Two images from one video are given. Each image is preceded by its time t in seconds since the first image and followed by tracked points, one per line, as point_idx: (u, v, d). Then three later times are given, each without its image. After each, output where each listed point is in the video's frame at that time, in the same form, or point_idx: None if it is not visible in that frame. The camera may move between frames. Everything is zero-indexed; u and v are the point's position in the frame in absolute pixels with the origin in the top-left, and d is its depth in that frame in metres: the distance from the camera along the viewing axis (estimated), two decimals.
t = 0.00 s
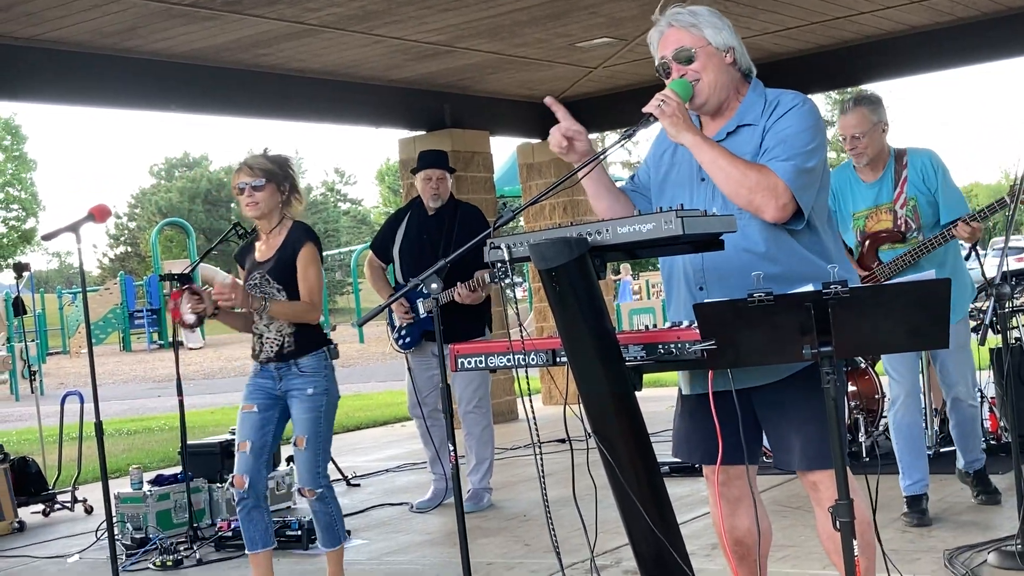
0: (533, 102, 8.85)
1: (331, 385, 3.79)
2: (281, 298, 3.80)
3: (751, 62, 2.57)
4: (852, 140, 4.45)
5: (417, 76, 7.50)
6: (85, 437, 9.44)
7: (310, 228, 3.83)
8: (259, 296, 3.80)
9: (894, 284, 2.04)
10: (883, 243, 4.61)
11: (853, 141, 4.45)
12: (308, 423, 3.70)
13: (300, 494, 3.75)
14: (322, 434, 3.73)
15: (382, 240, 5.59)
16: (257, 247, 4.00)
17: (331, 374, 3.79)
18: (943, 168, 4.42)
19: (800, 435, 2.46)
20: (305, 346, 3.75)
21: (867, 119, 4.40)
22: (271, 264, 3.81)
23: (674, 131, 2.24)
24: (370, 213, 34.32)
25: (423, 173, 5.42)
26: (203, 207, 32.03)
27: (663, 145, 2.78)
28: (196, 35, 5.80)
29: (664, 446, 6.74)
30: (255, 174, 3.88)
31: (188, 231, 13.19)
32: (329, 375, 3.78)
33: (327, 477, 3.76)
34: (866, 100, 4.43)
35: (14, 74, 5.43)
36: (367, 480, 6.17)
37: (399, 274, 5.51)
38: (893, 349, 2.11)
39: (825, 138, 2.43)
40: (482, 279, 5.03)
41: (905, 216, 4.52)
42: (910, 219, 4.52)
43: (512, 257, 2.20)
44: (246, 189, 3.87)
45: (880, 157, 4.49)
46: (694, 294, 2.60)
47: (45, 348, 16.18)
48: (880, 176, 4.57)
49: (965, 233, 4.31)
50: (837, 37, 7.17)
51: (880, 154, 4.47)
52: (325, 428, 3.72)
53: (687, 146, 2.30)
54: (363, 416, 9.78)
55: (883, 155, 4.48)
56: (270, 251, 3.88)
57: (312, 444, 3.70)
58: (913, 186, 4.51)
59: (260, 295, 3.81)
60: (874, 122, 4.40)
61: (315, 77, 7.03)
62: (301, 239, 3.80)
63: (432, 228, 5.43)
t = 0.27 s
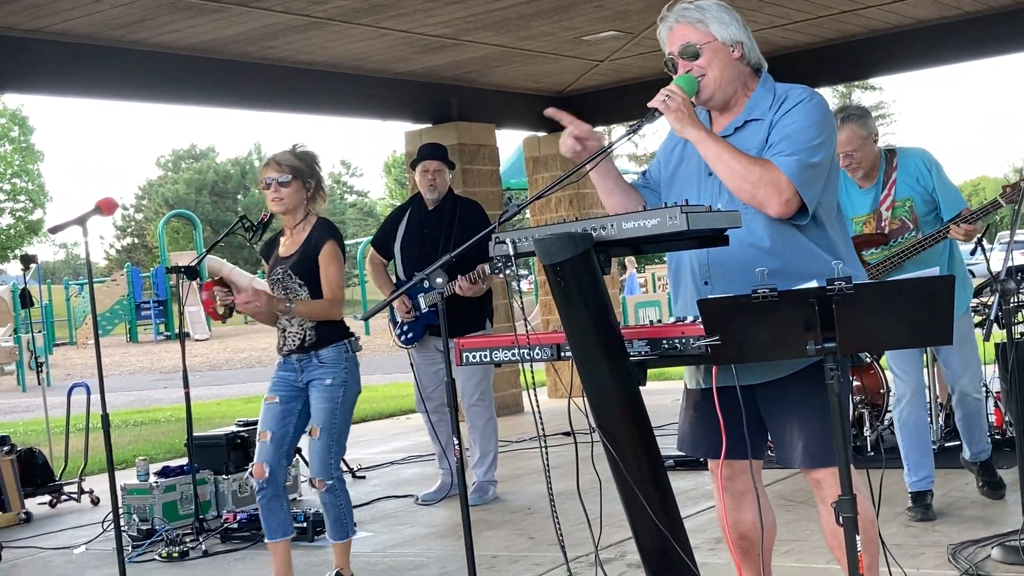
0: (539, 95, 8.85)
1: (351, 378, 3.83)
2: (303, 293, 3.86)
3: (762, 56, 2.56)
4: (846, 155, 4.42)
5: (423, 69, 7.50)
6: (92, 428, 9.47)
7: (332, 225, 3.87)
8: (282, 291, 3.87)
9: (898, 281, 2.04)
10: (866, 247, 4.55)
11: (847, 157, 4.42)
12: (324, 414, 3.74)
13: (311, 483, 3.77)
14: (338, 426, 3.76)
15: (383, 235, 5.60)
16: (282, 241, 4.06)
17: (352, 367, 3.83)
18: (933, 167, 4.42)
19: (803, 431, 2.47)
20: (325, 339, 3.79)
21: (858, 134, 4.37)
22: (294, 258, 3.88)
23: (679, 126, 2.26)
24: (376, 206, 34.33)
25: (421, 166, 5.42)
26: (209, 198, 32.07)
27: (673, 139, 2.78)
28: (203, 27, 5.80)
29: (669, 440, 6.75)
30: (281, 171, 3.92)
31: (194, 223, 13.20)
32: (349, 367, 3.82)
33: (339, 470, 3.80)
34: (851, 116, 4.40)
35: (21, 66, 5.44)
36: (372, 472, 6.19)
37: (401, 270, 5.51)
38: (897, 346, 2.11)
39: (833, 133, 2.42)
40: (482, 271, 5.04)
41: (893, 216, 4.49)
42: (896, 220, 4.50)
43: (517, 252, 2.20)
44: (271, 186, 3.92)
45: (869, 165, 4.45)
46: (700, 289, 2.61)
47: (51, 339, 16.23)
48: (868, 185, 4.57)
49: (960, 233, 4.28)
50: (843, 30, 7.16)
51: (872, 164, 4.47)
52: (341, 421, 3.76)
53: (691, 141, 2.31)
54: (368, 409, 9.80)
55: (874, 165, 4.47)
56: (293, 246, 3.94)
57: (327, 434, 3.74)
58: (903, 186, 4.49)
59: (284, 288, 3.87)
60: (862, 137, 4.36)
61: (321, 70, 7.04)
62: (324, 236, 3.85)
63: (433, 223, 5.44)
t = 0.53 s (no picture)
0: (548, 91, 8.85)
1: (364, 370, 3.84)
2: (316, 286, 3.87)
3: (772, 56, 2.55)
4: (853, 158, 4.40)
5: (432, 64, 7.50)
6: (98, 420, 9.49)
7: (354, 222, 3.91)
8: (296, 283, 3.88)
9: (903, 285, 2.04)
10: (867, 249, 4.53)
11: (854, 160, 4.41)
12: (337, 405, 3.76)
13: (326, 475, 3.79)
14: (350, 418, 3.78)
15: (385, 235, 5.60)
16: (293, 236, 4.06)
17: (364, 359, 3.83)
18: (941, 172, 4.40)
19: (807, 433, 2.47)
20: (337, 331, 3.81)
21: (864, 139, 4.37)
22: (310, 252, 3.89)
23: (685, 127, 2.26)
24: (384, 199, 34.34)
25: (422, 162, 5.42)
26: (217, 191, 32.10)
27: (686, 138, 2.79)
28: (212, 22, 5.81)
29: (674, 437, 6.75)
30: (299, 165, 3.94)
31: (202, 216, 13.21)
32: (361, 360, 3.82)
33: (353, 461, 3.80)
34: (853, 122, 4.40)
35: (30, 59, 5.45)
36: (378, 468, 6.20)
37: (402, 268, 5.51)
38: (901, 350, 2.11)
39: (839, 134, 2.41)
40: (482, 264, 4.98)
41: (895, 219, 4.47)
42: (897, 221, 4.48)
43: (522, 252, 2.20)
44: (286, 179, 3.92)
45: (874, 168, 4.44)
46: (707, 289, 2.61)
47: (59, 331, 16.26)
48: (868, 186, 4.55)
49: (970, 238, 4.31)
50: (853, 28, 7.15)
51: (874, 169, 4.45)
52: (353, 412, 3.77)
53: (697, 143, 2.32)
54: (374, 404, 9.81)
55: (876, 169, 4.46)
56: (309, 240, 3.96)
57: (340, 425, 3.75)
58: (906, 188, 4.48)
59: (297, 281, 3.89)
60: (865, 144, 4.37)
61: (330, 65, 7.04)
62: (344, 232, 3.89)
63: (434, 221, 5.44)
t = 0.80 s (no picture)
0: (555, 88, 8.85)
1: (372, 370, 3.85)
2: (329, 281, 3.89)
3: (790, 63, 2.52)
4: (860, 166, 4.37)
5: (439, 60, 7.50)
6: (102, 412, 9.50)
7: (364, 219, 3.91)
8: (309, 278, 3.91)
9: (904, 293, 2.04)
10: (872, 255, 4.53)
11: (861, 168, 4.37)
12: (338, 395, 3.75)
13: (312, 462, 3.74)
14: (349, 410, 3.76)
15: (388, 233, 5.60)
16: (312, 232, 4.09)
17: (374, 359, 3.85)
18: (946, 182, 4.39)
19: (808, 439, 2.48)
20: (349, 329, 3.82)
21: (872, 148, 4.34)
22: (323, 248, 3.91)
23: (688, 130, 2.28)
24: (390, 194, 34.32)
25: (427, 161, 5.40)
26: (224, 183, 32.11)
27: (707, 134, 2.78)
28: (220, 16, 5.81)
29: (677, 437, 6.74)
30: (306, 162, 3.95)
31: (208, 208, 13.22)
32: (370, 359, 3.84)
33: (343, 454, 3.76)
34: (862, 131, 4.35)
35: (37, 52, 5.45)
36: (380, 464, 6.20)
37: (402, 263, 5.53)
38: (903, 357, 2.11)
39: (844, 140, 2.39)
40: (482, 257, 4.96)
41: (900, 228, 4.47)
42: (902, 228, 4.48)
43: (525, 253, 2.20)
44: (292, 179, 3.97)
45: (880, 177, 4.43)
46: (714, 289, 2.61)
47: (64, 322, 16.28)
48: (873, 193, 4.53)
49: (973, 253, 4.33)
50: (861, 29, 7.13)
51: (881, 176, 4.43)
52: (352, 405, 3.76)
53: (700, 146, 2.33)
54: (378, 399, 9.82)
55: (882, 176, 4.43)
56: (324, 237, 3.99)
57: (338, 414, 3.74)
58: (912, 197, 4.47)
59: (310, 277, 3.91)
60: (873, 153, 4.34)
61: (337, 60, 7.04)
62: (355, 228, 3.90)
63: (437, 219, 5.44)
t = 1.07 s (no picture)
0: (556, 88, 8.85)
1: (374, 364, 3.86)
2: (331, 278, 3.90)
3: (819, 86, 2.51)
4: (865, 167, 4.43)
5: (440, 59, 7.50)
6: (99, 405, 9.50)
7: (368, 216, 3.92)
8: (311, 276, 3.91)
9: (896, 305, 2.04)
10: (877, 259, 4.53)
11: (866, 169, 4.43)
12: (342, 391, 3.76)
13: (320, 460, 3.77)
14: (354, 406, 3.78)
15: (386, 232, 5.61)
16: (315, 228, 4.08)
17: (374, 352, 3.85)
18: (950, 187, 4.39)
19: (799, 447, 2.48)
20: (347, 325, 3.82)
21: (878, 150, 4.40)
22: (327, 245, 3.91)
23: (683, 136, 2.29)
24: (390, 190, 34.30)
25: (427, 160, 5.43)
26: (225, 177, 32.09)
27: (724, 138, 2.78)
28: (221, 12, 5.80)
29: (672, 439, 6.74)
30: (310, 158, 3.95)
31: (208, 203, 13.22)
32: (371, 353, 3.85)
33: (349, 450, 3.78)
34: (870, 134, 4.43)
35: (38, 45, 5.45)
36: (374, 463, 6.20)
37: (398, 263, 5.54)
38: (894, 368, 2.11)
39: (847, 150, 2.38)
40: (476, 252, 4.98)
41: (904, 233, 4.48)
42: (907, 235, 4.49)
43: (519, 258, 2.19)
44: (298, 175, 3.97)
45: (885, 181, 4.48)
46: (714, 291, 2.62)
47: (62, 314, 16.27)
48: (880, 198, 4.57)
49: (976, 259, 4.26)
50: (863, 34, 7.13)
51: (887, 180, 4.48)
52: (357, 401, 3.77)
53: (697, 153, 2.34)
54: (374, 396, 9.82)
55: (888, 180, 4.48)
56: (327, 232, 3.97)
57: (343, 410, 3.75)
58: (916, 203, 4.48)
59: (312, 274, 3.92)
60: (880, 157, 4.41)
61: (338, 57, 7.04)
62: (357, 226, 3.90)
63: (434, 217, 5.44)
